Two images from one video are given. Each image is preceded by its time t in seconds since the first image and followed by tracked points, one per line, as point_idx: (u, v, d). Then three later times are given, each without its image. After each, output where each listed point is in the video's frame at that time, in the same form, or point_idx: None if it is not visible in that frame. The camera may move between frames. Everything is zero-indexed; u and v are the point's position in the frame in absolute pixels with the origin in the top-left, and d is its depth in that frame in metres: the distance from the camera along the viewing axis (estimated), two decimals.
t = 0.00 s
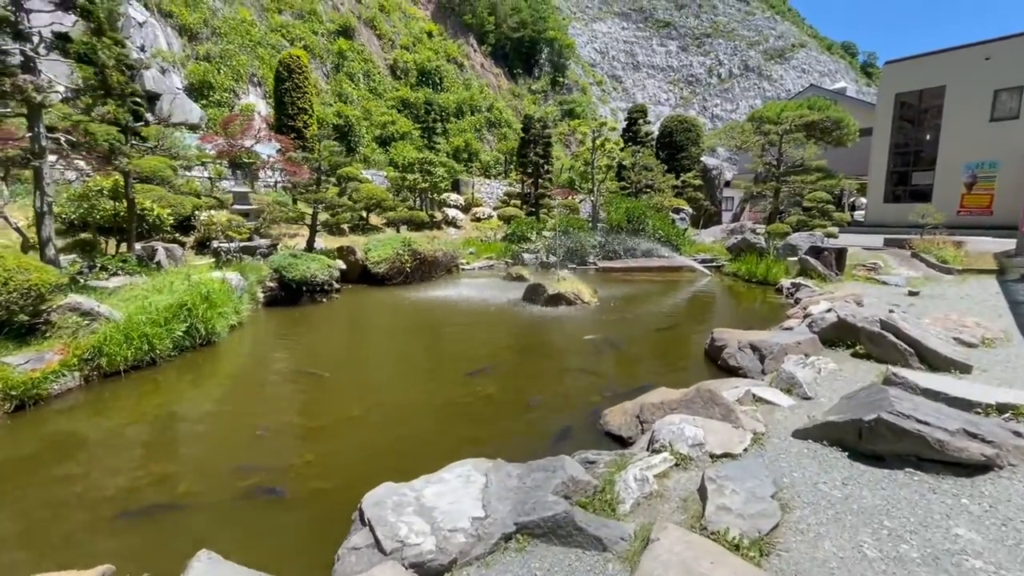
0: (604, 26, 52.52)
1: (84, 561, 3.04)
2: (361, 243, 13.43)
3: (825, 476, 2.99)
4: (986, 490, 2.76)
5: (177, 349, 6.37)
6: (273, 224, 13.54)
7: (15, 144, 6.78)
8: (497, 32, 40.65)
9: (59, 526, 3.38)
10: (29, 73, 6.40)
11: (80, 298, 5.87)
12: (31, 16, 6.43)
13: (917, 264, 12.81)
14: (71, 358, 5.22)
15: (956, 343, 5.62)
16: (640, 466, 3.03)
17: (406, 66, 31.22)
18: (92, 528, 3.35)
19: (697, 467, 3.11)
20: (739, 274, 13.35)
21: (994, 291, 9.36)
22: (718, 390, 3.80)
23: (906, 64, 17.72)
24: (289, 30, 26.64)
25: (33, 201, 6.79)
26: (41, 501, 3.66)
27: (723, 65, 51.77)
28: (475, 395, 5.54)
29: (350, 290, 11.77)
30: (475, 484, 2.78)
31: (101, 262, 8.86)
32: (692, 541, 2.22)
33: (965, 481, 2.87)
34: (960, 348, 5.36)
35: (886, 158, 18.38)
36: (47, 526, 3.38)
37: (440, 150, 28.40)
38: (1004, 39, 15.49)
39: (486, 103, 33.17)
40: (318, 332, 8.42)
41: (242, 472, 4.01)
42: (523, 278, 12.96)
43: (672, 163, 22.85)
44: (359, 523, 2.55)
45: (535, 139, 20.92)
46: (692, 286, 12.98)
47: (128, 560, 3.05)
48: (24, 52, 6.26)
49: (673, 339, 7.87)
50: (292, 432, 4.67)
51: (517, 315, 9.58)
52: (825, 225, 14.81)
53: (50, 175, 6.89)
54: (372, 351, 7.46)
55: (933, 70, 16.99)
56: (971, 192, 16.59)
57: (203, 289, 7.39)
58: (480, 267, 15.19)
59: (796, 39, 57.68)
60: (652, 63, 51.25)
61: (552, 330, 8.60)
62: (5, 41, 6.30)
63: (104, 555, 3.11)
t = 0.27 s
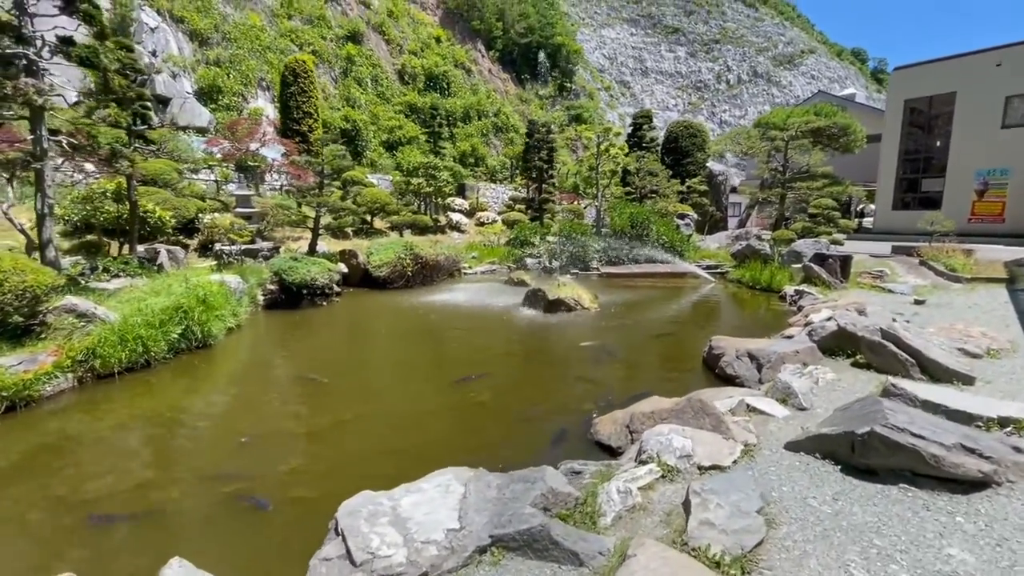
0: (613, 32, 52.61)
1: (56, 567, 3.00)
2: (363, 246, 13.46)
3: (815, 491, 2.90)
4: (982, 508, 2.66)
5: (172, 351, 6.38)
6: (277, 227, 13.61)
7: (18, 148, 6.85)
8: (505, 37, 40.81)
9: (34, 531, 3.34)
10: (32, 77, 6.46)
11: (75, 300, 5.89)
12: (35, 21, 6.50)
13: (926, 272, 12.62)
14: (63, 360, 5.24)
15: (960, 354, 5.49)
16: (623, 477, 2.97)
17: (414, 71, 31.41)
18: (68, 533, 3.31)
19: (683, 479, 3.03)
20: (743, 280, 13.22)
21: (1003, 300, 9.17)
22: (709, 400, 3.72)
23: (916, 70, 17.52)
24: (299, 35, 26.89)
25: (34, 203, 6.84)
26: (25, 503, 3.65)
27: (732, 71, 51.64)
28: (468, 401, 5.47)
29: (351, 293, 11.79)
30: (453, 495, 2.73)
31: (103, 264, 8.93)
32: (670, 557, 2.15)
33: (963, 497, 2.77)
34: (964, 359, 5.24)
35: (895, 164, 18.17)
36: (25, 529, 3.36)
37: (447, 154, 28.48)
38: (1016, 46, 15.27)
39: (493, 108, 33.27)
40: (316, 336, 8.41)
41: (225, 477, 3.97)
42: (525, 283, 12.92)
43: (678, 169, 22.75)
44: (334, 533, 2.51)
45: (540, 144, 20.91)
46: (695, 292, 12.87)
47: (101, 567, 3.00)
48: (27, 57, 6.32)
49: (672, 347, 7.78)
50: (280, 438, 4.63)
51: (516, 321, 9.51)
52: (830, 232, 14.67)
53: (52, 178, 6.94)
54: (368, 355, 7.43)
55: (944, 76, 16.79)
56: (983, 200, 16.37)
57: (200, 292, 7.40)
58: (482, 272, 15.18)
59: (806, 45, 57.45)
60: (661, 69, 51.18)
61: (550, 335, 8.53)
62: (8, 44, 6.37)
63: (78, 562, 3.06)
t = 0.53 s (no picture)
0: (622, 38, 52.67)
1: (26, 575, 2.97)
2: (366, 251, 13.50)
3: (802, 510, 2.81)
4: (975, 531, 2.57)
5: (168, 354, 6.41)
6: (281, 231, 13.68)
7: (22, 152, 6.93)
8: (514, 43, 40.96)
9: (9, 539, 3.31)
10: (37, 82, 6.56)
11: (72, 302, 5.94)
12: (40, 27, 6.59)
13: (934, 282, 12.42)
14: (58, 362, 5.28)
15: (963, 367, 5.36)
16: (604, 493, 2.91)
17: (422, 77, 31.59)
18: (43, 540, 3.28)
19: (666, 494, 2.96)
20: (747, 288, 13.07)
21: (1012, 311, 8.97)
22: (698, 413, 3.65)
23: (927, 77, 17.33)
24: (309, 41, 27.16)
25: (37, 207, 6.92)
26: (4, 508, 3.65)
27: (741, 77, 51.43)
28: (456, 410, 5.39)
29: (352, 298, 11.81)
30: (428, 508, 2.69)
31: (105, 266, 9.02)
32: None
33: (954, 519, 2.68)
34: (966, 372, 5.12)
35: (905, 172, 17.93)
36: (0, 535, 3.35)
37: (454, 159, 28.54)
38: None
39: (500, 114, 33.34)
40: (313, 340, 8.39)
41: (206, 486, 3.93)
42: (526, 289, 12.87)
43: (684, 175, 22.62)
44: (303, 546, 2.47)
45: (545, 149, 20.89)
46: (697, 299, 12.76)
47: None
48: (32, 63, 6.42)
49: (670, 355, 7.70)
50: (265, 445, 4.59)
51: (514, 328, 9.44)
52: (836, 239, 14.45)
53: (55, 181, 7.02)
54: (362, 360, 7.40)
55: (955, 83, 16.59)
56: (996, 208, 16.11)
57: (198, 295, 7.44)
58: (485, 277, 15.15)
59: (817, 51, 57.13)
60: (670, 75, 51.07)
61: (546, 342, 8.47)
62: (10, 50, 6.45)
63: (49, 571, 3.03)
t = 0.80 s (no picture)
0: (632, 44, 52.61)
1: None
2: (370, 255, 13.52)
3: (794, 529, 2.71)
4: (976, 556, 2.45)
5: (166, 357, 6.44)
6: (286, 234, 13.77)
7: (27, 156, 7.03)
8: (523, 49, 41.05)
9: None
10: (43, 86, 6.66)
11: (71, 304, 6.00)
12: (47, 32, 6.69)
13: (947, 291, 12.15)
14: (55, 364, 5.31)
15: (971, 380, 5.20)
16: (590, 507, 2.83)
17: (432, 82, 31.73)
18: (23, 545, 3.27)
19: (654, 510, 2.88)
20: (753, 296, 12.90)
21: None
22: (691, 426, 3.55)
23: (941, 84, 17.06)
24: (320, 46, 27.41)
25: (41, 209, 6.99)
26: None
27: (753, 83, 51.10)
28: (447, 419, 5.32)
29: (354, 301, 11.82)
30: (407, 520, 2.63)
31: (110, 268, 9.11)
32: None
33: (955, 543, 2.56)
34: (975, 386, 4.96)
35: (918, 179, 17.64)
36: None
37: (462, 164, 28.57)
38: None
39: (509, 119, 33.37)
40: (312, 344, 8.39)
41: (188, 493, 3.89)
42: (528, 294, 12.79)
43: (692, 181, 22.47)
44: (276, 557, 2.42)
45: (550, 155, 20.87)
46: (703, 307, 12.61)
47: None
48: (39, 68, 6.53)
49: (670, 364, 7.61)
50: (252, 453, 4.55)
51: (514, 334, 9.37)
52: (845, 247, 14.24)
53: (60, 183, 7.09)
54: (358, 365, 7.37)
55: (970, 89, 16.30)
56: (1012, 217, 15.77)
57: (198, 298, 7.47)
58: (489, 282, 15.11)
59: (829, 58, 56.65)
60: (681, 81, 50.86)
61: (545, 349, 8.40)
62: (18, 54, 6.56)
63: None
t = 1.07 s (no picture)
0: (642, 49, 52.51)
1: None
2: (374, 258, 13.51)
3: (790, 548, 2.59)
4: None
5: (163, 358, 6.41)
6: (291, 236, 13.80)
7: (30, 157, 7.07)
8: (532, 54, 41.09)
9: None
10: (46, 88, 6.70)
11: (69, 305, 6.01)
12: (50, 34, 6.74)
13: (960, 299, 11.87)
14: (49, 364, 5.30)
15: (982, 393, 5.00)
16: (576, 522, 2.72)
17: (440, 86, 31.83)
18: None
19: (644, 526, 2.76)
20: (760, 303, 12.70)
21: None
22: (685, 437, 3.43)
23: (955, 89, 16.76)
24: (330, 51, 27.60)
25: (43, 209, 7.02)
26: None
27: (764, 88, 50.72)
28: (439, 427, 5.20)
29: (356, 304, 11.79)
30: (384, 533, 2.55)
31: (113, 270, 9.16)
32: None
33: (961, 567, 2.42)
34: (986, 399, 4.77)
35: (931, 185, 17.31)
36: None
37: (469, 168, 28.56)
38: None
39: (517, 123, 33.35)
40: (311, 347, 8.35)
41: (168, 500, 3.80)
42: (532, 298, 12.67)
43: (699, 186, 22.26)
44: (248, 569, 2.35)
45: (556, 159, 20.79)
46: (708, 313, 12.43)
47: None
48: (43, 70, 6.59)
49: (671, 371, 7.47)
50: (236, 459, 4.47)
51: (515, 339, 9.25)
52: (855, 254, 13.98)
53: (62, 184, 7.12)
54: (353, 369, 7.29)
55: (986, 94, 15.99)
56: None
57: (197, 300, 7.45)
58: (493, 285, 15.03)
59: (842, 63, 56.13)
60: (691, 86, 50.62)
61: (544, 355, 8.27)
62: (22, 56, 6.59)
63: None
